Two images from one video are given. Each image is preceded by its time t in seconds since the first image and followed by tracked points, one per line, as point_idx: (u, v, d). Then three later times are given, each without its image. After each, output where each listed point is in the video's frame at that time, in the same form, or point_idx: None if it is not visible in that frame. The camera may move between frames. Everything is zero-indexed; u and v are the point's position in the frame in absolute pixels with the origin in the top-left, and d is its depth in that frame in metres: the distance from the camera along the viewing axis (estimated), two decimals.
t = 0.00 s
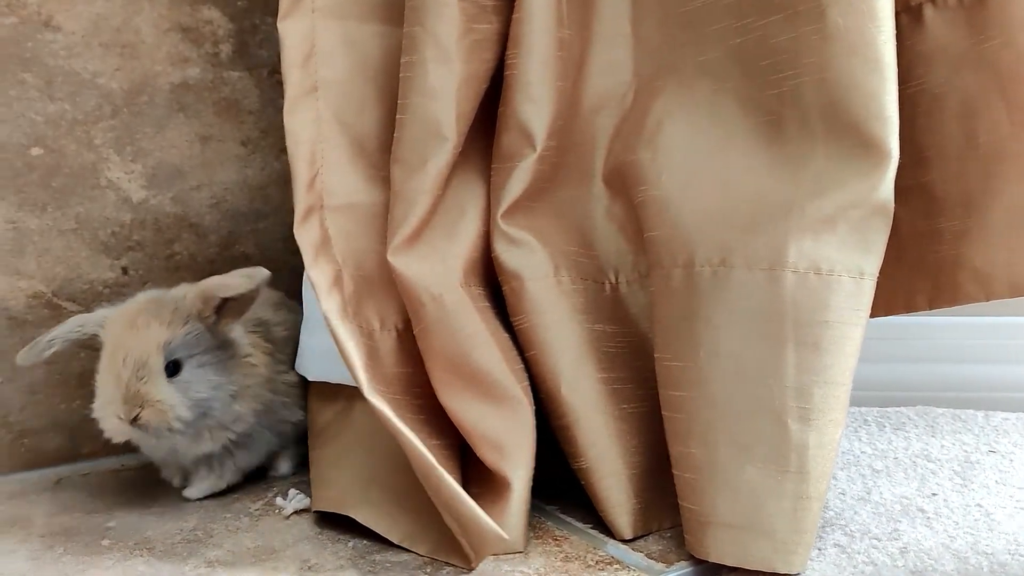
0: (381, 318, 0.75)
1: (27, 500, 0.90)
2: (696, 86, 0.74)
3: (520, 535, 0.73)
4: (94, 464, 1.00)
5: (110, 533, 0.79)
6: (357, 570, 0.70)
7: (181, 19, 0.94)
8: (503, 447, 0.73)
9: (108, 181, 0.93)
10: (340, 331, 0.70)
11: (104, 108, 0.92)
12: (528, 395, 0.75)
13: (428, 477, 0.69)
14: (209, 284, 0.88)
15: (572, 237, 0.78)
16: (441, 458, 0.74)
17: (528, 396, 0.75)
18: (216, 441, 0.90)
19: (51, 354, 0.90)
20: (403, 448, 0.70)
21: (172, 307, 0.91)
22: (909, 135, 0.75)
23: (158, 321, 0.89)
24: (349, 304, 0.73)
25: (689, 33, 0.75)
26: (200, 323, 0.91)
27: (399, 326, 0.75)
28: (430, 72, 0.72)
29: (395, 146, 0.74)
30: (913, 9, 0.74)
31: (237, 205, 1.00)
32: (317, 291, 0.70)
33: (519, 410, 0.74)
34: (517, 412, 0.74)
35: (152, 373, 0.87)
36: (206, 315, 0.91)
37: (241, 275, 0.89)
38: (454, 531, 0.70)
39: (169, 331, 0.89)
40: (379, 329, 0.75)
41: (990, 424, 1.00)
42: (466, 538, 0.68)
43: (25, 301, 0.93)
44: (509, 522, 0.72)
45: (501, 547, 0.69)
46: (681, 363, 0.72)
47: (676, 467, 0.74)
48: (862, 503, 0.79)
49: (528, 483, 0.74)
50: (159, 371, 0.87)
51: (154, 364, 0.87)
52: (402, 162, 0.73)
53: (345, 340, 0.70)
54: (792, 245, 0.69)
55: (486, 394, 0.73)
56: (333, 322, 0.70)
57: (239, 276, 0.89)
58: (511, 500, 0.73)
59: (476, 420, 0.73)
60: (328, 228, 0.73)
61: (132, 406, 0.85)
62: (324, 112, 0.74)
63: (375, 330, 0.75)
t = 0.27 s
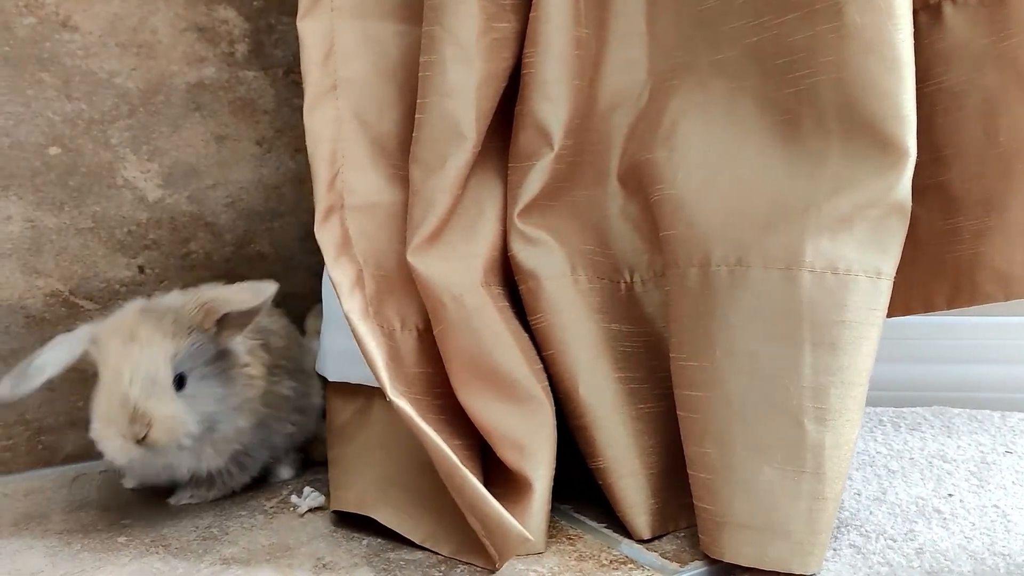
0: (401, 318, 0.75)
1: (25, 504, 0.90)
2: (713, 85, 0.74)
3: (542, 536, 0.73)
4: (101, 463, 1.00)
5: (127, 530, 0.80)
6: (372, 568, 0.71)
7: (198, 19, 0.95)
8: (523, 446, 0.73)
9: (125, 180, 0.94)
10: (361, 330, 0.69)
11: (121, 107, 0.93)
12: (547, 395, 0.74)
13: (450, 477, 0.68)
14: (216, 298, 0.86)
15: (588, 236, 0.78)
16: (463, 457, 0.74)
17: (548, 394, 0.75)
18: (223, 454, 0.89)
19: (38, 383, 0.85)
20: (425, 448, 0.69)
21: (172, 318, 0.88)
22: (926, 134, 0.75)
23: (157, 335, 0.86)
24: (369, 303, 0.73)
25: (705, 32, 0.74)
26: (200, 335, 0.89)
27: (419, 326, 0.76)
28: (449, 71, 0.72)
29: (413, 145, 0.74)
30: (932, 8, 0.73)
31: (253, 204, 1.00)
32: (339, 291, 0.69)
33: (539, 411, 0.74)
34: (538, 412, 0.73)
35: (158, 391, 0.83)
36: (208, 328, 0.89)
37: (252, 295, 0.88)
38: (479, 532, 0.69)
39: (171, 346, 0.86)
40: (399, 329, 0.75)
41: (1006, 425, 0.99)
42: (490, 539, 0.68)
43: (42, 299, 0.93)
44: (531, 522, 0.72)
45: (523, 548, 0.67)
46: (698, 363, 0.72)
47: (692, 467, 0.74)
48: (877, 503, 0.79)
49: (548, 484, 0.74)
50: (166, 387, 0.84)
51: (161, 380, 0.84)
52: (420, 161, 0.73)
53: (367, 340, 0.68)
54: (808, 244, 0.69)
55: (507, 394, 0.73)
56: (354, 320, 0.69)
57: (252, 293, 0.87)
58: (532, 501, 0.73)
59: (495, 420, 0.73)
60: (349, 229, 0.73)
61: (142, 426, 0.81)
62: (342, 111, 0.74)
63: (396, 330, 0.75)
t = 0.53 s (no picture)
0: (419, 317, 0.76)
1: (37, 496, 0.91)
2: (730, 83, 0.74)
3: (559, 534, 0.73)
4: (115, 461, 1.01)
5: (143, 528, 0.80)
6: (388, 566, 0.71)
7: (214, 18, 0.95)
8: (540, 446, 0.72)
9: (141, 179, 0.94)
10: (380, 328, 0.69)
11: (137, 107, 0.93)
12: (564, 394, 0.74)
13: (471, 476, 0.68)
14: (229, 297, 0.85)
15: (604, 235, 0.78)
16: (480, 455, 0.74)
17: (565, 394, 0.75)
18: (237, 454, 0.89)
19: (47, 391, 0.85)
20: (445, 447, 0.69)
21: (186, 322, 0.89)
22: (945, 133, 0.75)
23: (169, 336, 0.87)
24: (387, 302, 0.73)
25: (722, 30, 0.74)
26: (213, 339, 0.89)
27: (437, 325, 0.76)
28: (465, 70, 0.72)
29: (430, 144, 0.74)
30: (950, 6, 0.73)
31: (269, 203, 1.01)
32: (358, 289, 0.69)
33: (557, 410, 0.74)
34: (556, 411, 0.73)
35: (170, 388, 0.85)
36: (221, 330, 0.90)
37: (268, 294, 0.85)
38: (498, 531, 0.69)
39: (183, 346, 0.87)
40: (417, 328, 0.75)
41: None
42: (511, 540, 0.68)
43: (60, 298, 0.93)
44: (549, 520, 0.72)
45: (544, 547, 0.67)
46: (714, 362, 0.72)
47: (708, 467, 0.74)
48: (895, 504, 0.79)
49: (565, 483, 0.74)
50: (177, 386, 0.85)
51: (173, 378, 0.85)
52: (437, 160, 0.74)
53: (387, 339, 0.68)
54: (827, 243, 0.68)
55: (523, 393, 0.73)
56: (372, 317, 0.69)
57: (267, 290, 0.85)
58: (549, 500, 0.72)
59: (512, 419, 0.73)
60: (366, 227, 0.73)
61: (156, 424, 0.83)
62: (359, 109, 0.74)
63: (414, 329, 0.75)
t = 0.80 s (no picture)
0: (432, 316, 0.76)
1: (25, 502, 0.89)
2: (741, 83, 0.74)
3: (575, 533, 0.73)
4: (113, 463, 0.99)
5: (155, 526, 0.80)
6: (397, 565, 0.71)
7: (225, 18, 0.95)
8: (553, 445, 0.72)
9: (152, 178, 0.94)
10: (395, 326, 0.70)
11: (149, 106, 0.93)
12: (576, 393, 0.75)
13: (488, 476, 0.69)
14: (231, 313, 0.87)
15: (615, 234, 0.78)
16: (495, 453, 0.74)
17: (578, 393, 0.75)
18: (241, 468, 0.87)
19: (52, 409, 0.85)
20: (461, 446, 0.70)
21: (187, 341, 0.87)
22: (956, 133, 0.75)
23: (169, 356, 0.85)
24: (401, 301, 0.73)
25: (732, 29, 0.74)
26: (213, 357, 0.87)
27: (450, 325, 0.76)
28: (477, 69, 0.73)
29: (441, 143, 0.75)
30: (961, 5, 0.72)
31: (280, 202, 1.01)
32: (372, 288, 0.70)
33: (569, 409, 0.74)
34: (569, 410, 0.74)
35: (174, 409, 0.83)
36: (220, 347, 0.88)
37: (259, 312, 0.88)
38: (515, 530, 0.69)
39: (182, 366, 0.85)
40: (430, 327, 0.75)
41: None
42: (528, 539, 0.68)
43: (72, 296, 0.93)
44: (563, 518, 0.72)
45: (561, 546, 0.68)
46: (725, 362, 0.72)
47: (718, 467, 0.73)
48: (906, 505, 0.78)
49: (579, 483, 0.74)
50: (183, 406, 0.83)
51: (174, 402, 0.83)
52: (448, 159, 0.74)
53: (400, 336, 0.69)
54: (838, 243, 0.68)
55: (535, 393, 0.74)
56: (388, 316, 0.69)
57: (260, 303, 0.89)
58: (563, 500, 0.72)
59: (524, 418, 0.73)
60: (378, 226, 0.73)
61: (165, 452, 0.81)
62: (372, 108, 0.74)
63: (427, 328, 0.75)
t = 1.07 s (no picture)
0: (443, 315, 0.77)
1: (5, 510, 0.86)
2: (750, 82, 0.74)
3: (585, 532, 0.74)
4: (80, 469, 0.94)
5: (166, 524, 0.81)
6: (405, 565, 0.71)
7: (234, 18, 0.95)
8: (563, 444, 0.73)
9: (161, 178, 0.95)
10: (407, 325, 0.71)
11: (158, 106, 0.93)
12: (587, 393, 0.75)
13: (501, 474, 0.70)
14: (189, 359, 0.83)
15: (624, 234, 0.78)
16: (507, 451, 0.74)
17: (588, 392, 0.75)
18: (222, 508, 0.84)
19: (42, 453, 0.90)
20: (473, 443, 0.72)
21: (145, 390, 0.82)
22: (967, 132, 0.74)
23: (134, 421, 0.80)
24: (413, 300, 0.74)
25: (742, 28, 0.74)
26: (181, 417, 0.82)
27: (460, 324, 0.77)
28: (487, 68, 0.73)
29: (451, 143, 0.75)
30: (972, 3, 0.72)
31: (289, 201, 1.01)
32: (385, 287, 0.71)
33: (579, 410, 0.74)
34: (580, 410, 0.74)
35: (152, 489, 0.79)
36: (187, 398, 0.82)
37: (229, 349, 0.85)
38: (526, 527, 0.70)
39: (150, 431, 0.80)
40: (441, 326, 0.77)
41: None
42: (540, 538, 0.69)
43: (80, 295, 0.93)
44: (573, 516, 0.72)
45: (575, 547, 0.69)
46: (733, 361, 0.72)
47: (727, 466, 0.73)
48: (915, 505, 0.78)
49: (590, 483, 0.74)
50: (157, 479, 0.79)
51: (141, 476, 0.78)
52: (458, 158, 0.74)
53: (413, 334, 0.70)
54: (847, 243, 0.68)
55: (546, 393, 0.74)
56: (400, 316, 0.70)
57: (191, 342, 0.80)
58: (574, 498, 0.73)
59: (535, 418, 0.74)
60: (390, 225, 0.74)
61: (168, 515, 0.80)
62: (382, 106, 0.75)
63: (438, 327, 0.76)
